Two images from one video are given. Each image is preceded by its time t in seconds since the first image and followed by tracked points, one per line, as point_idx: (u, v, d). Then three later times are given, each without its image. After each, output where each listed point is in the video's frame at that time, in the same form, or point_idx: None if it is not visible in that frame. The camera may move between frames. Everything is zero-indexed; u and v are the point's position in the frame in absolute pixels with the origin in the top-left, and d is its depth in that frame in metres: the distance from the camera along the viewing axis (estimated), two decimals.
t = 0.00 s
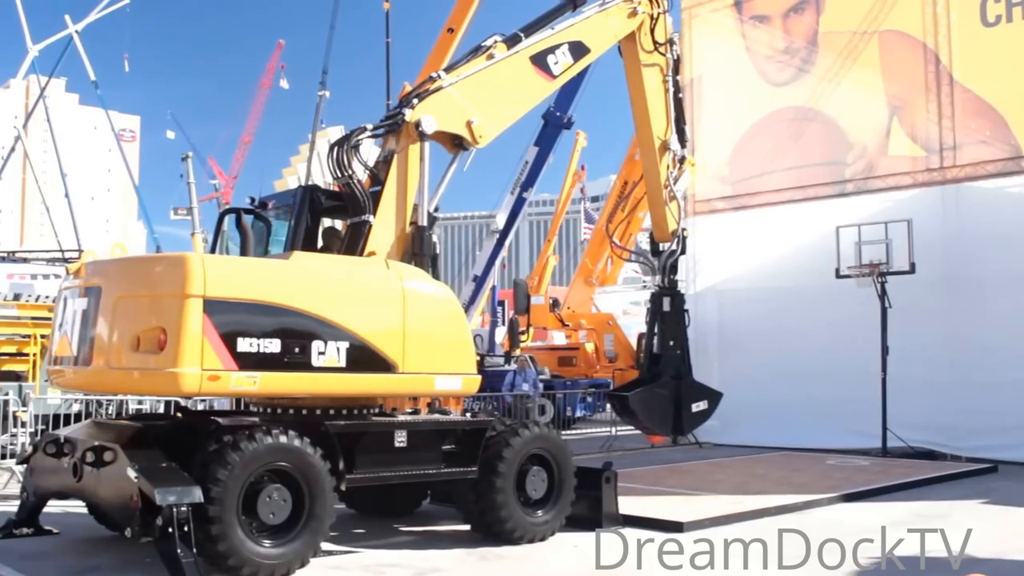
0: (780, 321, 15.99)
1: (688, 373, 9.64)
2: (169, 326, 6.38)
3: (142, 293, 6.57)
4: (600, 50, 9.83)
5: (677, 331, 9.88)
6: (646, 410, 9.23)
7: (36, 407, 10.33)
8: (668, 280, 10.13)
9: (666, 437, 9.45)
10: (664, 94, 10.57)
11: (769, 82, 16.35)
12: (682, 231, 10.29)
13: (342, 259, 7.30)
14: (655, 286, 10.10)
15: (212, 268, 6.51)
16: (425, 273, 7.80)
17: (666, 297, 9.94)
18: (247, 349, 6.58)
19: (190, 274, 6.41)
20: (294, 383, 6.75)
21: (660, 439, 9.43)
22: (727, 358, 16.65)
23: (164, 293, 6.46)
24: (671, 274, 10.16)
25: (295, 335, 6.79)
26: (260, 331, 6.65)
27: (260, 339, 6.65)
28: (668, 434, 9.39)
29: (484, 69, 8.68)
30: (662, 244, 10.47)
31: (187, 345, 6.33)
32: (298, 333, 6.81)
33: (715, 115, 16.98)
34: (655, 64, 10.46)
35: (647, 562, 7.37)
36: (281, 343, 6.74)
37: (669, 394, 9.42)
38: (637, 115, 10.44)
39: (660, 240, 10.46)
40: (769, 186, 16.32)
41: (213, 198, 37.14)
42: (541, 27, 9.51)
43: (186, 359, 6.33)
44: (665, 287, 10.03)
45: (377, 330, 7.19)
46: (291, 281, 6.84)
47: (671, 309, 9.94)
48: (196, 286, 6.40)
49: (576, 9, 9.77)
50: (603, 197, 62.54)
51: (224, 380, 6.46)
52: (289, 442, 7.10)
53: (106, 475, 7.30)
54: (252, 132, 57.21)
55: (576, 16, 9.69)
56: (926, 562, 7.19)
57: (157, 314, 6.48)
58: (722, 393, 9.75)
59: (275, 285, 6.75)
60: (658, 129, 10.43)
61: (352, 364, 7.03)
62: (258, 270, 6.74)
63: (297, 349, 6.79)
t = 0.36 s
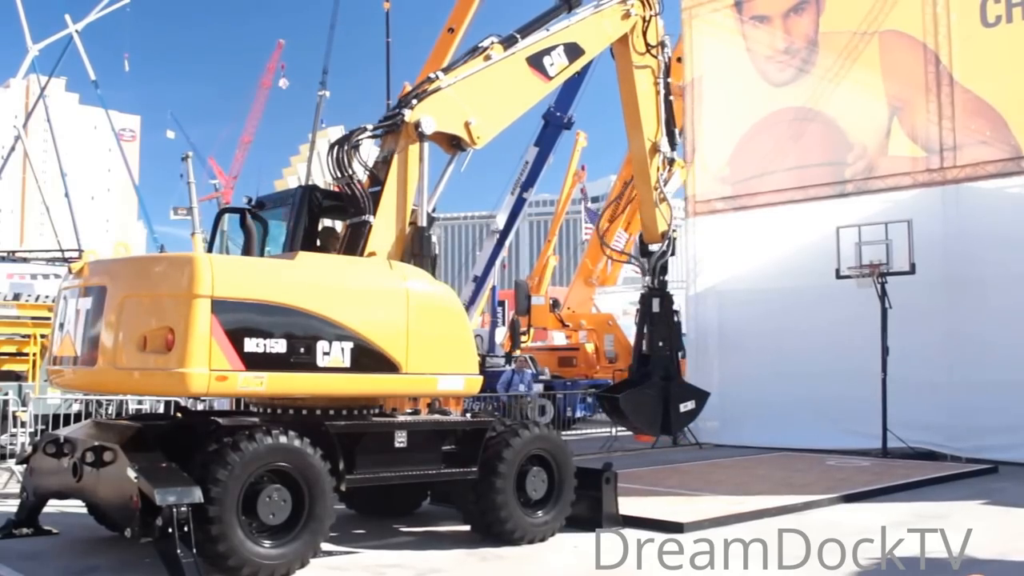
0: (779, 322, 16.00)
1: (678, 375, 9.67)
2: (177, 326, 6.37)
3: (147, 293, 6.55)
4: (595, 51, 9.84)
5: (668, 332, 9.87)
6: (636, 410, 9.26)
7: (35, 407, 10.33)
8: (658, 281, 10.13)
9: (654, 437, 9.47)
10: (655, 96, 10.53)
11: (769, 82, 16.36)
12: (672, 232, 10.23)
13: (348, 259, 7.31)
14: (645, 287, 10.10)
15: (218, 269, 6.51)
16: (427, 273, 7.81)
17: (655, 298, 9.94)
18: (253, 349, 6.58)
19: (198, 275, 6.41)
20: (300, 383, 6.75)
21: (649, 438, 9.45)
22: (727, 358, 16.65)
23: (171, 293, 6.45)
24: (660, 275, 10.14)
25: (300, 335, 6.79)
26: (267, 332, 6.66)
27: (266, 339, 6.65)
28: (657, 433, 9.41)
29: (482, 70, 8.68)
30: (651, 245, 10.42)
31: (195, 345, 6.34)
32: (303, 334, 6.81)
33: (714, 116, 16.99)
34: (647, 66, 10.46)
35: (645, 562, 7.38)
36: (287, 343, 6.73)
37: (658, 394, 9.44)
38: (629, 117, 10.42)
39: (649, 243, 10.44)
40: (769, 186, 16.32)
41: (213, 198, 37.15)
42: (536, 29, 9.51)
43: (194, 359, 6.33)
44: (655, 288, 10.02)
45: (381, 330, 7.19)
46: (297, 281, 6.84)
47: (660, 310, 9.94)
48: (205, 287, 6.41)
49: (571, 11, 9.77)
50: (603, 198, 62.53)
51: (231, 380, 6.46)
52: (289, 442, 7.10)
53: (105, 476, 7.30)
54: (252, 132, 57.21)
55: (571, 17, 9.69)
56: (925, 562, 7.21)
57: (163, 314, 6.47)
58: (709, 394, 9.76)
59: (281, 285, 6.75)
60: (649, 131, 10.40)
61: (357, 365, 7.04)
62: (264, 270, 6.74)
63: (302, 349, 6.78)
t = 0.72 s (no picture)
0: (779, 323, 16.00)
1: (673, 376, 9.68)
2: (181, 326, 6.37)
3: (149, 293, 6.55)
4: (592, 52, 9.84)
5: (663, 332, 9.84)
6: (629, 410, 9.26)
7: (35, 408, 10.31)
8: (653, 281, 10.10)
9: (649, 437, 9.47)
10: (651, 97, 10.53)
11: (769, 82, 16.36)
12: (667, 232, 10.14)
13: (352, 260, 7.31)
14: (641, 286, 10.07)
15: (222, 269, 6.50)
16: (428, 274, 7.80)
17: (650, 298, 9.90)
18: (257, 349, 6.57)
19: (203, 275, 6.41)
20: (304, 383, 6.75)
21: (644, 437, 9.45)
22: (727, 359, 16.64)
23: (173, 293, 6.46)
24: (655, 276, 10.12)
25: (304, 335, 6.79)
26: (271, 332, 6.65)
27: (270, 339, 6.64)
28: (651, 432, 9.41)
29: (480, 70, 8.67)
30: (646, 246, 10.32)
31: (200, 345, 6.33)
32: (307, 334, 6.80)
33: (714, 116, 16.98)
34: (643, 67, 10.46)
35: (645, 562, 7.38)
36: (291, 343, 6.73)
37: (652, 395, 9.45)
38: (625, 118, 10.42)
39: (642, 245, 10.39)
40: (769, 186, 16.32)
41: (213, 197, 37.13)
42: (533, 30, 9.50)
43: (198, 358, 6.32)
44: (649, 288, 9.97)
45: (383, 329, 7.18)
46: (301, 281, 6.83)
47: (655, 310, 9.90)
48: (210, 287, 6.41)
49: (567, 12, 9.77)
50: (603, 198, 62.53)
51: (236, 381, 6.45)
52: (290, 442, 7.09)
53: (106, 476, 7.30)
54: (252, 132, 57.22)
55: (568, 18, 9.69)
56: (925, 562, 7.21)
57: (165, 314, 6.48)
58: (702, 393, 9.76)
59: (284, 285, 6.74)
60: (644, 131, 10.38)
61: (360, 366, 7.04)
62: (268, 270, 6.73)
63: (306, 350, 6.78)
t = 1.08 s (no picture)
0: (779, 323, 16.00)
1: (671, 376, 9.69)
2: (182, 326, 6.37)
3: (149, 293, 6.55)
4: (590, 52, 9.83)
5: (661, 332, 9.83)
6: (627, 410, 9.26)
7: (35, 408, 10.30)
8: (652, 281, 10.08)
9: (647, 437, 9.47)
10: (650, 97, 10.52)
11: (769, 82, 16.36)
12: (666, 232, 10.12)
13: (352, 261, 7.30)
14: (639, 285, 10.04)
15: (222, 269, 6.50)
16: (428, 274, 7.80)
17: (648, 298, 9.86)
18: (258, 349, 6.57)
19: (203, 274, 6.41)
20: (305, 383, 6.75)
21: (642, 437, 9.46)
22: (727, 359, 16.64)
23: (173, 293, 6.46)
24: (654, 276, 10.10)
25: (304, 335, 6.79)
26: (271, 332, 6.65)
27: (271, 340, 6.64)
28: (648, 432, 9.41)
29: (480, 71, 8.67)
30: (645, 246, 10.32)
31: (201, 345, 6.33)
32: (307, 334, 6.80)
33: (714, 117, 16.98)
34: (641, 67, 10.45)
35: (646, 562, 7.38)
36: (291, 343, 6.73)
37: (650, 395, 9.45)
38: (624, 118, 10.41)
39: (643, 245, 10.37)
40: (769, 186, 16.31)
41: (213, 197, 37.15)
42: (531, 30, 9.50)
43: (199, 359, 6.32)
44: (648, 288, 9.93)
45: (384, 329, 7.18)
46: (301, 281, 6.83)
47: (654, 310, 9.88)
48: (210, 287, 6.41)
49: (566, 12, 9.77)
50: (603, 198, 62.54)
51: (237, 381, 6.44)
52: (289, 443, 7.09)
53: (106, 476, 7.29)
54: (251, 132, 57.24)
55: (567, 19, 9.69)
56: (925, 562, 7.21)
57: (165, 314, 6.49)
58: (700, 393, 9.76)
59: (284, 285, 6.74)
60: (643, 131, 10.38)
61: (361, 366, 7.04)
62: (268, 270, 6.73)
63: (306, 350, 6.78)
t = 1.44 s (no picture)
0: (779, 323, 16.00)
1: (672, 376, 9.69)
2: (182, 326, 6.37)
3: (149, 293, 6.55)
4: (590, 52, 9.84)
5: (663, 331, 9.84)
6: (628, 410, 9.26)
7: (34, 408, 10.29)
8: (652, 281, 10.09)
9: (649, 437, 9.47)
10: (650, 97, 10.52)
11: (769, 82, 16.36)
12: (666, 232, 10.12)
13: (353, 261, 7.31)
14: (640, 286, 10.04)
15: (222, 269, 6.50)
16: (428, 274, 7.80)
17: (649, 298, 9.88)
18: (257, 350, 6.57)
19: (203, 274, 6.41)
20: (305, 384, 6.75)
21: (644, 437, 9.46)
22: (726, 359, 16.65)
23: (173, 293, 6.46)
24: (655, 276, 10.11)
25: (305, 336, 6.79)
26: (271, 332, 6.65)
27: (271, 340, 6.64)
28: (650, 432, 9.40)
29: (480, 71, 8.67)
30: (646, 246, 10.32)
31: (200, 345, 6.33)
32: (308, 334, 6.80)
33: (714, 117, 16.98)
34: (642, 67, 10.45)
35: (645, 562, 7.38)
36: (291, 343, 6.73)
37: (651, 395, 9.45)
38: (624, 118, 10.41)
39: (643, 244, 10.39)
40: (769, 187, 16.31)
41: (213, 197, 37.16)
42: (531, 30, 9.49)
43: (199, 359, 6.32)
44: (649, 288, 9.94)
45: (384, 329, 7.18)
46: (302, 281, 6.83)
47: (655, 310, 9.89)
48: (210, 287, 6.41)
49: (566, 12, 9.77)
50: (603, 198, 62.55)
51: (236, 381, 6.45)
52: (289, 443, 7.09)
53: (106, 476, 7.29)
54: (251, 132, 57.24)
55: (567, 19, 9.69)
56: (925, 562, 7.22)
57: (165, 314, 6.48)
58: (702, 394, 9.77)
59: (284, 286, 6.74)
60: (643, 131, 10.38)
61: (361, 366, 7.04)
62: (268, 270, 6.73)
63: (306, 350, 6.78)
